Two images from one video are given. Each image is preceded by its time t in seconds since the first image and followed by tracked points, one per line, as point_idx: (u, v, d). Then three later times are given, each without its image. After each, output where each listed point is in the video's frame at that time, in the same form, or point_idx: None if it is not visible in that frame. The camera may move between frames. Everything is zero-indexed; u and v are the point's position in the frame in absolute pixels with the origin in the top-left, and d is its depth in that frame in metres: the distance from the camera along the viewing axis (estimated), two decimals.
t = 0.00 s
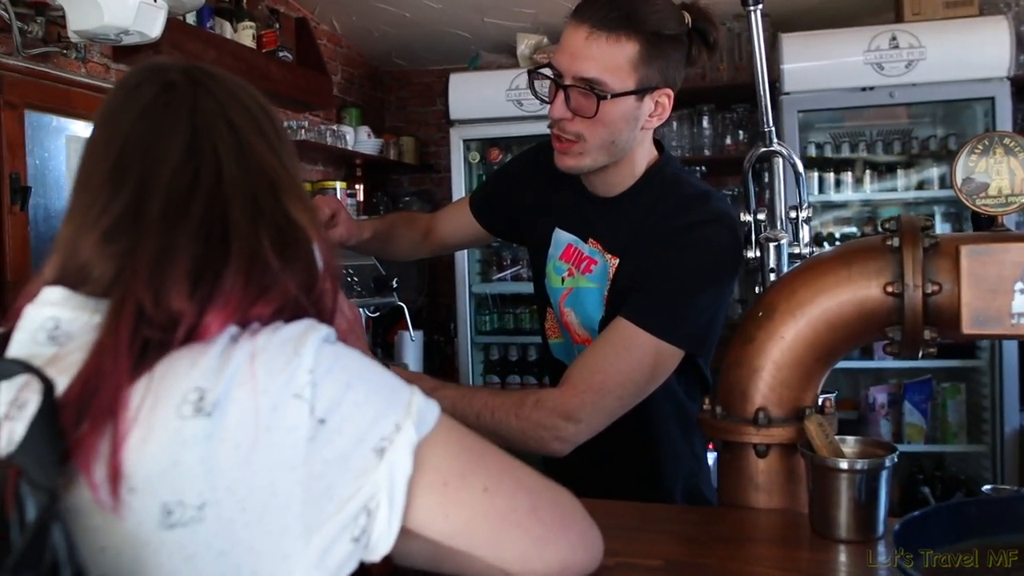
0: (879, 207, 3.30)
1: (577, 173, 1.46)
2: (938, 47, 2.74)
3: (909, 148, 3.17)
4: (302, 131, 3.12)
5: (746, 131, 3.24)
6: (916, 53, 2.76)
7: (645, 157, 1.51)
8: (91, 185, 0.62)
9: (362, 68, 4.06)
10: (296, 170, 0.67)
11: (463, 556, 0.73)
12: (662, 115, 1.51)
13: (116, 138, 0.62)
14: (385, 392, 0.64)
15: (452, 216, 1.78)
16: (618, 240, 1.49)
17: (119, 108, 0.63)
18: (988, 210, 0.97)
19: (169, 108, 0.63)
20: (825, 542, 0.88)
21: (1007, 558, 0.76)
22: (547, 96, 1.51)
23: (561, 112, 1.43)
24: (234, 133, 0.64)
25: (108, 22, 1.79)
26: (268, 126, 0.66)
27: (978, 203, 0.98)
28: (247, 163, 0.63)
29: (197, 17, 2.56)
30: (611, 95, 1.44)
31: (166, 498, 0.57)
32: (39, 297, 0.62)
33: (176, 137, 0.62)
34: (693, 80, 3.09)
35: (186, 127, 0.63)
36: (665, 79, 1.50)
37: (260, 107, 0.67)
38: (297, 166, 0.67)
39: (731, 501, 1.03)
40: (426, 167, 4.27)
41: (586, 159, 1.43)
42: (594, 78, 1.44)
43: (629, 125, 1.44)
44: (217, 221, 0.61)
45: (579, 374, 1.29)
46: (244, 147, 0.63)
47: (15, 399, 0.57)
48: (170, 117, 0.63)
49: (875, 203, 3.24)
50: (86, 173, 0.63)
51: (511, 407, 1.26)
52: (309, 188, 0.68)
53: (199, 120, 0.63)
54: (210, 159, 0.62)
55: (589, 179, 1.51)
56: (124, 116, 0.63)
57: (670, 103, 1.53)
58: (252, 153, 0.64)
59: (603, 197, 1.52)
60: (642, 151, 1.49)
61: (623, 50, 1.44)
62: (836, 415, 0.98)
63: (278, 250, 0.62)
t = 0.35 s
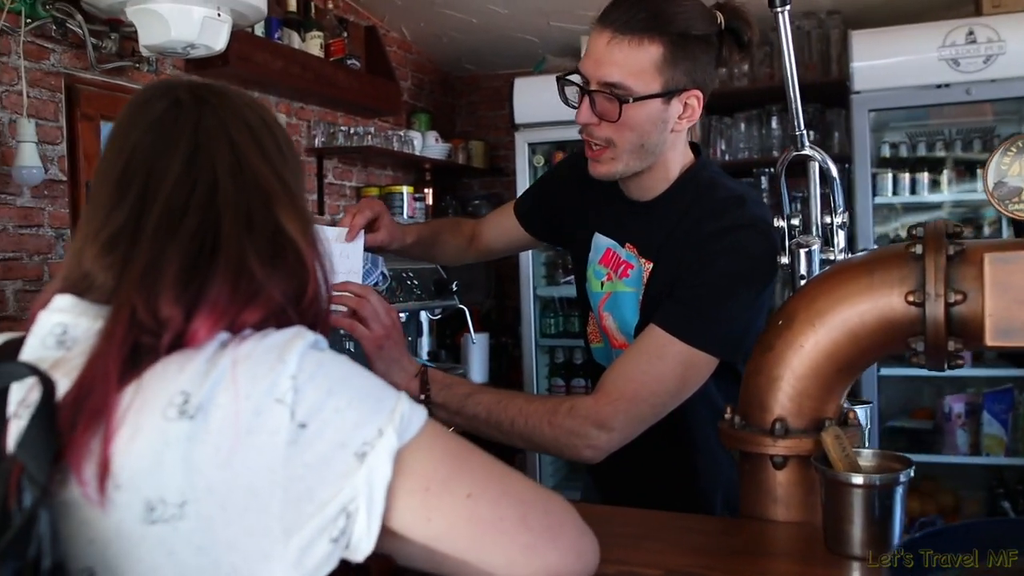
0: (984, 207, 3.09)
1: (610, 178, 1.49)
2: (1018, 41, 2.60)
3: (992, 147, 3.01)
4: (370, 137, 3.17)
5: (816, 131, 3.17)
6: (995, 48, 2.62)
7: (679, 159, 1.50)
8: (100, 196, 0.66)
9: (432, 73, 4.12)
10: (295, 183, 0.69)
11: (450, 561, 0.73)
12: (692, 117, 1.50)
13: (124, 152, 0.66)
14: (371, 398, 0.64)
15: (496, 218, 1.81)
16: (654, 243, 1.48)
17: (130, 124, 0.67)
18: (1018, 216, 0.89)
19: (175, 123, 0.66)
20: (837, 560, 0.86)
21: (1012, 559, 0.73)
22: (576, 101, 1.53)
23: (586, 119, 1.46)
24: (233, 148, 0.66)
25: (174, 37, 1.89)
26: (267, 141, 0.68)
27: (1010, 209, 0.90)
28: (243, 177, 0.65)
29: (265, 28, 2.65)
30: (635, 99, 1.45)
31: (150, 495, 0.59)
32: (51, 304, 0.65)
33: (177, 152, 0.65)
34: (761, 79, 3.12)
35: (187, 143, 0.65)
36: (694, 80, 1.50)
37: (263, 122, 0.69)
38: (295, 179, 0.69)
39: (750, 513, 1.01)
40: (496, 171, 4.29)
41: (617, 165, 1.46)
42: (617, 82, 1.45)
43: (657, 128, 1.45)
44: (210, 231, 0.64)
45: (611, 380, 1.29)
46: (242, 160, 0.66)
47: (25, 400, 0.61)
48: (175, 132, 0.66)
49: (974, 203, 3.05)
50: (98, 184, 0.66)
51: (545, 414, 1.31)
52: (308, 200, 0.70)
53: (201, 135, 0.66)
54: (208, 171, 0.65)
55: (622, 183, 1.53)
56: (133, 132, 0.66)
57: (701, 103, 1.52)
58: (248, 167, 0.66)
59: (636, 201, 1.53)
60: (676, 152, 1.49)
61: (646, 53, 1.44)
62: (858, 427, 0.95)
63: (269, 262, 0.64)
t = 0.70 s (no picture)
0: None
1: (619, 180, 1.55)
2: None
3: None
4: (424, 142, 3.23)
5: (875, 132, 3.17)
6: None
7: (697, 165, 1.51)
8: (111, 208, 0.71)
9: (491, 79, 4.16)
10: (291, 194, 0.73)
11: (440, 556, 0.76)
12: (696, 127, 1.49)
13: (133, 168, 0.71)
14: (358, 401, 0.66)
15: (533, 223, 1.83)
16: (682, 245, 1.48)
17: (139, 140, 0.72)
18: None
19: (177, 140, 0.71)
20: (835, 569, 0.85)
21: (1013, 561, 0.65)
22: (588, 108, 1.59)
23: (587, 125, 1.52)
24: (231, 163, 0.70)
25: (228, 50, 1.98)
26: (265, 154, 0.72)
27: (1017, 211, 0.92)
28: (240, 191, 0.70)
29: (321, 39, 2.74)
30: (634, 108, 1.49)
31: (146, 488, 0.63)
32: (71, 308, 0.71)
33: (180, 167, 0.70)
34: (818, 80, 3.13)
35: (189, 159, 0.70)
36: (695, 91, 1.49)
37: (262, 137, 0.73)
38: (292, 190, 0.73)
39: (759, 520, 1.00)
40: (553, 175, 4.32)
41: (620, 167, 1.52)
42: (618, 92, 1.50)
43: (654, 136, 1.48)
44: (205, 242, 0.68)
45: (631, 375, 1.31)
46: (237, 174, 0.70)
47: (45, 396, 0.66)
48: (177, 148, 0.71)
49: None
50: (110, 198, 0.72)
51: (581, 415, 1.31)
52: (304, 210, 0.74)
53: (202, 150, 0.71)
54: (207, 185, 0.70)
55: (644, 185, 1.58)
56: (141, 149, 0.71)
57: (707, 114, 1.51)
58: (244, 181, 0.70)
59: (658, 203, 1.56)
60: (687, 160, 1.50)
61: (644, 65, 1.47)
62: (864, 438, 0.95)
63: (261, 271, 0.69)
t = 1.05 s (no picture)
0: None
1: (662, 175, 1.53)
2: None
3: None
4: (471, 137, 3.24)
5: (932, 125, 3.09)
6: None
7: (740, 159, 1.48)
8: (132, 215, 0.73)
9: (540, 73, 4.15)
10: (304, 193, 0.74)
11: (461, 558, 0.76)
12: (737, 122, 1.46)
13: (150, 175, 0.73)
14: (381, 408, 0.68)
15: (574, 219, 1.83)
16: (724, 240, 1.46)
17: (156, 146, 0.74)
18: None
19: (191, 145, 0.72)
20: None
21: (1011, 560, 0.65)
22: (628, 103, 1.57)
23: (628, 121, 1.51)
24: (241, 166, 0.71)
25: (276, 49, 2.02)
26: (277, 156, 0.73)
27: None
28: (250, 195, 0.71)
29: (368, 36, 2.77)
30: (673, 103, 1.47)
31: (173, 491, 0.65)
32: (106, 312, 0.74)
33: (193, 173, 0.71)
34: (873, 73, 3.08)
35: (200, 164, 0.72)
36: (733, 85, 1.46)
37: (273, 134, 0.74)
38: (304, 189, 0.74)
39: (791, 525, 0.99)
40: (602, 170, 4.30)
41: (664, 163, 1.50)
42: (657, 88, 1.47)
43: (694, 132, 1.46)
44: (219, 247, 0.70)
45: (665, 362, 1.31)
46: (249, 178, 0.71)
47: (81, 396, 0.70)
48: (191, 155, 0.72)
49: None
50: (132, 205, 0.74)
51: (628, 415, 1.30)
52: (318, 209, 0.75)
53: (214, 155, 0.72)
54: (220, 191, 0.71)
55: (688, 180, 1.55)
56: (157, 155, 0.73)
57: (748, 107, 1.47)
58: (254, 184, 0.71)
59: (701, 198, 1.54)
60: (728, 155, 1.47)
61: (683, 60, 1.45)
62: (900, 443, 0.92)
63: (273, 275, 0.70)
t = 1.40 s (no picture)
0: None
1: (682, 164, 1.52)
2: None
3: None
4: (489, 136, 3.24)
5: (955, 122, 3.05)
6: None
7: (762, 151, 1.47)
8: (137, 217, 0.73)
9: (558, 72, 4.14)
10: (308, 194, 0.74)
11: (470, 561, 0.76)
12: (760, 110, 1.46)
13: (154, 177, 0.73)
14: (388, 412, 0.68)
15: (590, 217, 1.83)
16: (745, 236, 1.45)
17: (160, 148, 0.74)
18: None
19: (194, 147, 0.73)
20: None
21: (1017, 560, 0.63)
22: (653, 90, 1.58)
23: (651, 105, 1.51)
24: (244, 167, 0.72)
25: (294, 50, 2.03)
26: (280, 156, 0.73)
27: None
28: (252, 196, 0.71)
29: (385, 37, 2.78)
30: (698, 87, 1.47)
31: (180, 494, 0.66)
32: (116, 315, 0.74)
33: (196, 174, 0.72)
34: (895, 69, 3.03)
35: (203, 166, 0.72)
36: (760, 73, 1.46)
37: (276, 135, 0.74)
38: (308, 190, 0.74)
39: (804, 529, 0.98)
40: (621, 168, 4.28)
41: (683, 151, 1.49)
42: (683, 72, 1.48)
43: (716, 117, 1.46)
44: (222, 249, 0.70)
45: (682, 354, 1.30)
46: (251, 180, 0.72)
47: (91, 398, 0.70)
48: (194, 157, 0.72)
49: None
50: (138, 206, 0.74)
51: (652, 412, 1.29)
52: (322, 210, 0.75)
53: (217, 156, 0.72)
54: (223, 193, 0.71)
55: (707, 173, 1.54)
56: (161, 156, 0.74)
57: (772, 96, 1.47)
58: (257, 186, 0.72)
59: (720, 191, 1.53)
60: (749, 145, 1.46)
61: (710, 43, 1.46)
62: (917, 447, 0.91)
63: (276, 277, 0.71)
